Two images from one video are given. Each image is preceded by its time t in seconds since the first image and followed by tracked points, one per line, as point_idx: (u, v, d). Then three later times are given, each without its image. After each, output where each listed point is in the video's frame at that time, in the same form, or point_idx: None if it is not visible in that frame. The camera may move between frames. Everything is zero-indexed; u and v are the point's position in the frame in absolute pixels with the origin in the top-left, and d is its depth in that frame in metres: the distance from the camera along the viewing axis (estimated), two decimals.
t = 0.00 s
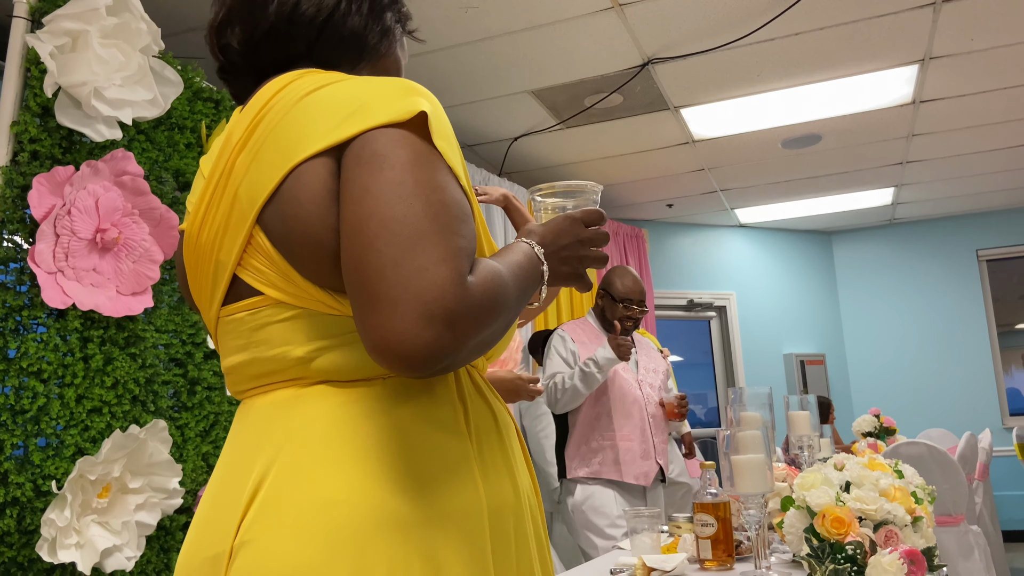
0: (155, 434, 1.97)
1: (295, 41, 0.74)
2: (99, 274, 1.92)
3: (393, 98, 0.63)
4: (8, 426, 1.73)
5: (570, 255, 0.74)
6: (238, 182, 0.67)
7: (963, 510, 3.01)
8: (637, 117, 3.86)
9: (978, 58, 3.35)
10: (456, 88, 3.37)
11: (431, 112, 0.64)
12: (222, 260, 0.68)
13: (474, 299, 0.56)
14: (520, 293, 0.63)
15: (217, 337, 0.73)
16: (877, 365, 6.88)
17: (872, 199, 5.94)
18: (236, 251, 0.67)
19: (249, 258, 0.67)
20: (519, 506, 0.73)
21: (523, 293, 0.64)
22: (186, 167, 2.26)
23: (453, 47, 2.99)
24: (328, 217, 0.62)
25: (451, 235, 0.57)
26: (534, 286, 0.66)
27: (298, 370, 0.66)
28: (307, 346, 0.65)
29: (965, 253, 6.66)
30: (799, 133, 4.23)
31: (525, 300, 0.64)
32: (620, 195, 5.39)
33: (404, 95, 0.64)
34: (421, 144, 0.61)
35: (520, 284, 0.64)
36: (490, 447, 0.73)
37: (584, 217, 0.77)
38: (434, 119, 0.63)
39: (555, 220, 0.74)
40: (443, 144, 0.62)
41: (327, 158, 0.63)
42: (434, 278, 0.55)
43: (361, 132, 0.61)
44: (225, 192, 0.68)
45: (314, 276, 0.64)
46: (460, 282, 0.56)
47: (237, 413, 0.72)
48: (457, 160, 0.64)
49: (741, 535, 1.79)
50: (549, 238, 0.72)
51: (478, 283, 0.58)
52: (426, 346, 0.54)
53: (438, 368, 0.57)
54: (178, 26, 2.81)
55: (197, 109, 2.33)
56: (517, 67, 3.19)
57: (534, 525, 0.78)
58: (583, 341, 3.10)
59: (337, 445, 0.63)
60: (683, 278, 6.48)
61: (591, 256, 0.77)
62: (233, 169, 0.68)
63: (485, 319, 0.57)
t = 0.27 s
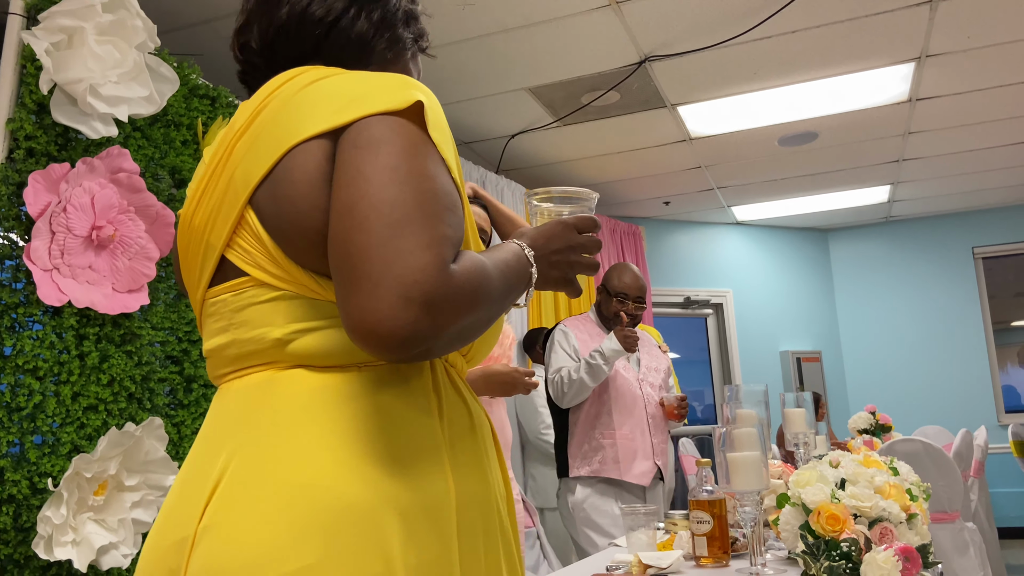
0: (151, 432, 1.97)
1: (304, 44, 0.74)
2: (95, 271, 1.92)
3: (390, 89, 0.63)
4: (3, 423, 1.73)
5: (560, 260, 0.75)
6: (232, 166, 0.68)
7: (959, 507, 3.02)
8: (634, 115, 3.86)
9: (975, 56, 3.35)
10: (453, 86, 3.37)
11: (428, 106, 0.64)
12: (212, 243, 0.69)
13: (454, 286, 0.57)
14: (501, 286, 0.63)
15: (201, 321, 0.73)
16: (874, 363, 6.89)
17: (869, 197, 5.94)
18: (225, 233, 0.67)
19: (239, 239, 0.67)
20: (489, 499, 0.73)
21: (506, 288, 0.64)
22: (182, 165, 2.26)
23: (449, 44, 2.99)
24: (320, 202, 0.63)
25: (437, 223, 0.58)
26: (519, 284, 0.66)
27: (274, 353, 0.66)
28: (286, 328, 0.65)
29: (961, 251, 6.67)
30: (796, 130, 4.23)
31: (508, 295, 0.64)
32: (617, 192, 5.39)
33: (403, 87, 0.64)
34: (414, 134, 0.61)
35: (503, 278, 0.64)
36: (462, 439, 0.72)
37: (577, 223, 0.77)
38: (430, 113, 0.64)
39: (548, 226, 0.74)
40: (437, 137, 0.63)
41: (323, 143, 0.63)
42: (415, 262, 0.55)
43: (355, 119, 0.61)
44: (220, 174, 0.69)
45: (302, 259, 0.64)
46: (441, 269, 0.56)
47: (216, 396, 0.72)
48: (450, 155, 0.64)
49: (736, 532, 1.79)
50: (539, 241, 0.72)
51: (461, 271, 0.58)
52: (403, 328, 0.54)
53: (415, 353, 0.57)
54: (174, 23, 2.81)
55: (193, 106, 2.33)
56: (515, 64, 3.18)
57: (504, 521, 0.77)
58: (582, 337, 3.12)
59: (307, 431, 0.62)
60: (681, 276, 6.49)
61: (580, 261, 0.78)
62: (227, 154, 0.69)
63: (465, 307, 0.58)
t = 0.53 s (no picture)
0: (148, 429, 1.97)
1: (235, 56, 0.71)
2: (92, 268, 1.92)
3: (332, 90, 0.63)
4: None
5: (523, 261, 0.74)
6: (188, 174, 0.68)
7: (954, 504, 3.03)
8: (631, 113, 3.86)
9: (971, 54, 3.35)
10: (450, 83, 3.36)
11: (370, 104, 0.64)
12: (173, 253, 0.69)
13: (394, 286, 0.56)
14: (452, 284, 0.63)
15: (173, 330, 0.73)
16: (871, 361, 6.90)
17: (866, 195, 5.95)
18: (181, 244, 0.67)
19: (194, 248, 0.67)
20: (451, 496, 0.72)
21: (459, 286, 0.64)
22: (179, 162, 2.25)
23: (447, 42, 2.98)
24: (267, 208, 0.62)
25: (378, 224, 0.57)
26: (475, 283, 0.66)
27: (231, 357, 0.66)
28: (242, 332, 0.65)
29: (957, 249, 6.68)
30: (793, 129, 4.24)
31: (461, 293, 0.64)
32: (615, 190, 5.39)
33: (347, 88, 0.64)
34: (356, 136, 0.61)
35: (455, 276, 0.63)
36: (423, 437, 0.71)
37: (541, 224, 0.77)
38: (373, 111, 0.63)
39: (512, 226, 0.75)
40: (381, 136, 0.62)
41: (269, 150, 0.63)
42: (352, 264, 0.55)
43: (298, 123, 0.61)
44: (178, 184, 0.69)
45: (254, 265, 0.64)
46: (380, 269, 0.56)
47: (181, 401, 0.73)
48: (397, 154, 0.63)
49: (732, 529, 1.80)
50: (501, 241, 0.72)
51: (401, 271, 0.57)
52: (343, 329, 0.54)
53: (359, 353, 0.57)
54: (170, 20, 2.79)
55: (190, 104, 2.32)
56: (512, 62, 3.18)
57: (468, 518, 0.76)
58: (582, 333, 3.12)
59: (258, 429, 0.63)
60: (678, 274, 6.49)
61: (545, 262, 0.77)
62: (184, 163, 0.69)
63: (408, 306, 0.57)
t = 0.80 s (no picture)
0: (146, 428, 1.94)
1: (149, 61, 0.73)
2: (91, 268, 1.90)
3: (246, 99, 0.65)
4: None
5: (459, 257, 0.74)
6: (115, 189, 0.70)
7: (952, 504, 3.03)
8: (629, 113, 3.86)
9: (969, 55, 3.36)
10: (448, 83, 3.36)
11: (283, 112, 0.66)
12: (104, 267, 0.71)
13: (302, 291, 0.58)
14: (373, 286, 0.64)
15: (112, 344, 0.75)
16: (870, 361, 6.91)
17: (863, 196, 5.96)
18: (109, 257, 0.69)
19: (122, 260, 0.69)
20: (382, 489, 0.73)
21: (380, 287, 0.65)
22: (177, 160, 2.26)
23: (445, 41, 2.99)
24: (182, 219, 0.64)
25: (286, 231, 0.60)
26: (403, 284, 0.68)
27: (161, 366, 0.67)
28: (169, 342, 0.67)
29: (955, 250, 6.69)
30: (791, 129, 4.24)
31: (384, 295, 0.65)
32: (613, 190, 5.40)
33: (260, 97, 0.66)
34: (265, 145, 0.63)
35: (376, 278, 0.65)
36: (351, 433, 0.72)
37: (477, 219, 0.76)
38: (284, 118, 0.65)
39: (445, 224, 0.75)
40: (290, 143, 0.64)
41: (181, 162, 0.65)
42: (260, 272, 0.57)
43: (211, 134, 0.63)
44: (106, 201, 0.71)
45: (174, 276, 0.66)
46: (287, 275, 0.58)
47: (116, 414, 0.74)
48: (309, 160, 0.65)
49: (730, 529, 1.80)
50: (435, 240, 0.72)
51: (310, 275, 0.59)
52: (250, 336, 0.57)
53: (272, 357, 0.59)
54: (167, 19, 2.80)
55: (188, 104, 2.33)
56: (510, 62, 3.18)
57: (406, 510, 0.77)
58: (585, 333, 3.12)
59: (177, 439, 0.64)
60: (676, 274, 6.50)
61: (483, 256, 0.76)
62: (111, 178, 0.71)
63: (319, 310, 0.59)
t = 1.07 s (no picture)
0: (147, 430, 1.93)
1: (101, 79, 0.74)
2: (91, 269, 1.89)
3: (157, 110, 0.68)
4: None
5: (380, 269, 0.73)
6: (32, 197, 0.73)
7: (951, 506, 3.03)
8: (628, 115, 3.87)
9: (967, 57, 3.36)
10: (448, 86, 3.37)
11: (189, 124, 0.69)
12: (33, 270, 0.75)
13: (179, 298, 0.60)
14: (266, 297, 0.65)
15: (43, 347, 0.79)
16: (869, 363, 6.91)
17: (862, 198, 5.96)
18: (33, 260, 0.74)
19: (45, 265, 0.73)
20: (276, 509, 0.72)
21: (276, 300, 0.65)
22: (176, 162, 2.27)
23: (444, 44, 2.99)
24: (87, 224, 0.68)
25: (172, 239, 0.62)
26: (309, 299, 0.68)
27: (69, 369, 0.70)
28: (77, 345, 0.70)
29: (954, 252, 6.70)
30: (789, 131, 4.25)
31: (282, 308, 0.66)
32: (612, 193, 5.40)
33: (172, 107, 0.69)
34: (166, 154, 0.66)
35: (273, 289, 0.65)
36: (242, 444, 0.72)
37: (400, 227, 0.75)
38: (190, 130, 0.68)
39: (365, 235, 0.73)
40: (191, 154, 0.67)
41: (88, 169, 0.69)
42: (135, 276, 0.59)
43: (113, 143, 0.67)
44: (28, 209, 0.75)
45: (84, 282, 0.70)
46: (164, 283, 0.60)
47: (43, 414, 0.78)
48: (215, 177, 0.68)
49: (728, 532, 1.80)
50: (355, 252, 0.71)
51: (190, 284, 0.61)
52: (120, 341, 0.58)
53: (148, 364, 0.61)
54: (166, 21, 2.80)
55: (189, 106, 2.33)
56: (508, 64, 3.19)
57: (308, 531, 0.75)
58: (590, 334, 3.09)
59: (68, 446, 0.66)
60: (675, 276, 6.50)
61: (405, 265, 0.75)
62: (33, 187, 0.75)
63: (196, 317, 0.61)
